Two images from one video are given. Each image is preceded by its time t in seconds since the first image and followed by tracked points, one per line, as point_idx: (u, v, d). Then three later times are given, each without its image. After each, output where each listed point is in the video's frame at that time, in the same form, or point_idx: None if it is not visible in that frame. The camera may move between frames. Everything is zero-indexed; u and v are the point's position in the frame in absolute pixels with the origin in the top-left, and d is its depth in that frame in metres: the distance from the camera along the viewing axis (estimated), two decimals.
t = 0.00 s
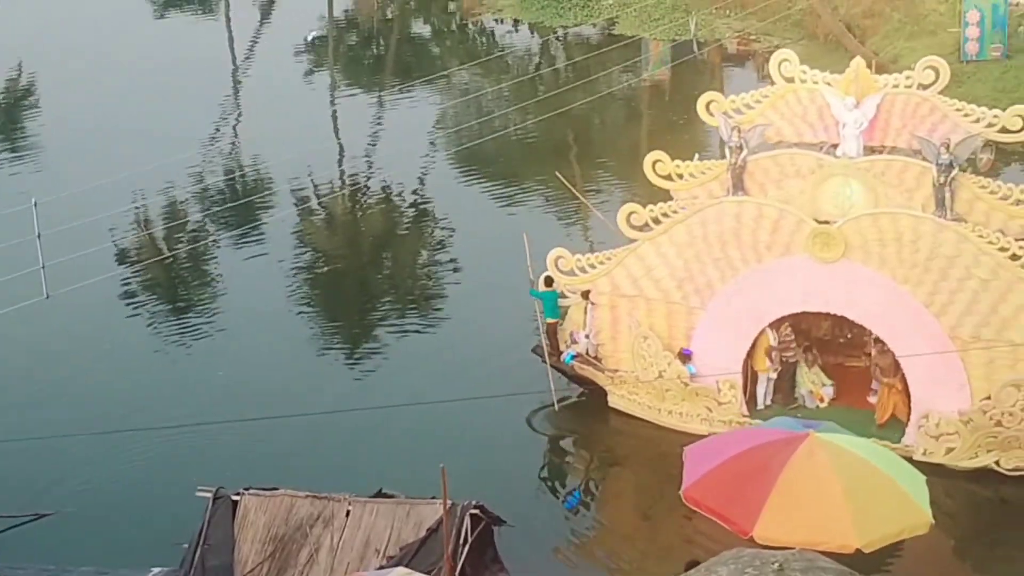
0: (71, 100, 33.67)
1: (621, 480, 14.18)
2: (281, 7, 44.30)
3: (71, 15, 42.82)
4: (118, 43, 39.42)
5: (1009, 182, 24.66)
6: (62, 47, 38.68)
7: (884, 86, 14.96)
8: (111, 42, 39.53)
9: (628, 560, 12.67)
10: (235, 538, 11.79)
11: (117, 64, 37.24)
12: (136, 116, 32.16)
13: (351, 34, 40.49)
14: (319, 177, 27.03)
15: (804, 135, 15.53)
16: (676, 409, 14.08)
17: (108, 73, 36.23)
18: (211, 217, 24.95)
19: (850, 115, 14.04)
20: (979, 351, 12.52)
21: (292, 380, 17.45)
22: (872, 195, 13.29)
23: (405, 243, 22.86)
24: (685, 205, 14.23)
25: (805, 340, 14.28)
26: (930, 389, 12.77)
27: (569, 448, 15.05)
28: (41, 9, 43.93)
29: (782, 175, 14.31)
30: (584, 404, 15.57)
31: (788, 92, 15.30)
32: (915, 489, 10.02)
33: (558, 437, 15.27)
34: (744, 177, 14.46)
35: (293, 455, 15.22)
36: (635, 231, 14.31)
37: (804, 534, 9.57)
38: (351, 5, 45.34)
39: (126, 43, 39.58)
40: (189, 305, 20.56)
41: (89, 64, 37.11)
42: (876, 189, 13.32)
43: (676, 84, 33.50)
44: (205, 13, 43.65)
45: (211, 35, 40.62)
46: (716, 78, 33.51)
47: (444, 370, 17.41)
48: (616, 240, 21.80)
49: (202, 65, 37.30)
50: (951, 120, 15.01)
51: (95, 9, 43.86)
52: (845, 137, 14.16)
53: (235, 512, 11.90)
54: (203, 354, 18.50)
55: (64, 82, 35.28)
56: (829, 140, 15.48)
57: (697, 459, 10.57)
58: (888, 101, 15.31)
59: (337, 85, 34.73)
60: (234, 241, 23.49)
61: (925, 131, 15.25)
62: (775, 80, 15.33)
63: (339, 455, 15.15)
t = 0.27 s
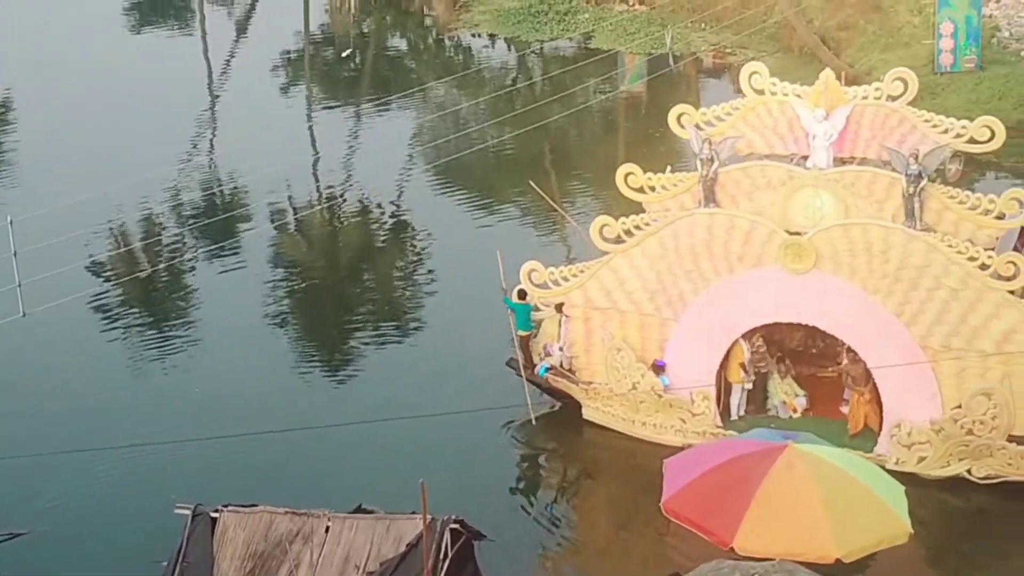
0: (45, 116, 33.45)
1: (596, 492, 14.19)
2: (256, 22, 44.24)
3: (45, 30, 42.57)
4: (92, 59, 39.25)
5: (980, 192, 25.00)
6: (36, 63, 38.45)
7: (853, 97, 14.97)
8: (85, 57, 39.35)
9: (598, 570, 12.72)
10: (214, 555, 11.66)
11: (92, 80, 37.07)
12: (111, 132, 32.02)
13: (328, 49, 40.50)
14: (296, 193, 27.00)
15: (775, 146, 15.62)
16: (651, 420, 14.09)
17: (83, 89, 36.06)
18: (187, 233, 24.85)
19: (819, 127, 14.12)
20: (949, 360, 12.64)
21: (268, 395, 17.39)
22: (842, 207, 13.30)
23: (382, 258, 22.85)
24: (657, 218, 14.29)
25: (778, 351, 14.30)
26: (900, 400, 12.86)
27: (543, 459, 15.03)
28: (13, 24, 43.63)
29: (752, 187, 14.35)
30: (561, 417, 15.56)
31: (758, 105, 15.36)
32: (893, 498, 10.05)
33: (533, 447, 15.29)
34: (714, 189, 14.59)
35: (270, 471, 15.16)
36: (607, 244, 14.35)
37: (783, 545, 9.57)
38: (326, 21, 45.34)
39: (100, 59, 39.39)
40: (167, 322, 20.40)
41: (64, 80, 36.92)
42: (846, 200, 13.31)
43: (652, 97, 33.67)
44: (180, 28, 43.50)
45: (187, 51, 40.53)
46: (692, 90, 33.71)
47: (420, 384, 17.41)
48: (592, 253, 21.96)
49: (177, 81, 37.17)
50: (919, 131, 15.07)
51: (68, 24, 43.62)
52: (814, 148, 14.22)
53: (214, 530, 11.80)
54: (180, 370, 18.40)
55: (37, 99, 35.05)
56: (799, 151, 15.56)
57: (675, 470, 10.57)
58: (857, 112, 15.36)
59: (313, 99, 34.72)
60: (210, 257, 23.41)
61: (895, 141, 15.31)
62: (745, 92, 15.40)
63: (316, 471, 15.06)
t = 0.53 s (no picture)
0: (31, 126, 33.32)
1: (584, 497, 14.30)
2: (242, 30, 44.15)
3: (30, 40, 42.41)
4: (79, 68, 39.12)
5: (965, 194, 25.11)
6: (22, 73, 38.32)
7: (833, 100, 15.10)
8: (71, 67, 39.24)
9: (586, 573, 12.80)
10: (204, 563, 11.64)
11: (79, 89, 37.00)
12: (98, 141, 31.96)
13: (315, 56, 40.45)
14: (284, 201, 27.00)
15: (757, 149, 15.66)
16: (636, 424, 14.20)
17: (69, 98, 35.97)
18: (175, 242, 24.83)
19: (801, 129, 14.18)
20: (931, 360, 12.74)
21: (257, 403, 17.39)
22: (823, 209, 13.41)
23: (370, 264, 22.86)
24: (640, 221, 14.23)
25: (762, 353, 14.46)
26: (883, 400, 13.03)
27: (528, 462, 15.12)
28: None
29: (735, 191, 14.48)
30: (546, 422, 15.59)
31: (739, 108, 15.45)
32: (882, 501, 10.04)
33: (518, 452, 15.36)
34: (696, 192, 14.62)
35: (260, 478, 15.16)
36: (590, 248, 14.28)
37: (774, 547, 9.55)
38: (313, 28, 45.28)
39: (85, 68, 39.29)
40: (154, 331, 20.36)
41: (50, 89, 36.81)
42: (827, 202, 13.42)
43: (639, 101, 33.72)
44: (165, 36, 43.38)
45: (174, 59, 40.45)
46: (679, 94, 33.76)
47: (407, 390, 17.44)
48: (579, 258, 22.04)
49: (163, 89, 37.07)
50: (900, 133, 15.21)
51: (53, 33, 43.48)
52: (796, 151, 14.28)
53: (204, 537, 11.79)
54: (169, 379, 18.38)
55: (22, 108, 34.92)
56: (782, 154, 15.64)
57: (666, 475, 10.55)
58: (838, 115, 15.46)
59: (300, 106, 34.70)
60: (198, 265, 23.39)
61: (876, 144, 15.41)
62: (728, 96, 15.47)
63: (305, 479, 15.05)
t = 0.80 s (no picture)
0: (21, 131, 33.27)
1: (572, 497, 14.34)
2: (233, 33, 44.08)
3: (20, 45, 42.32)
4: (69, 72, 39.05)
5: (955, 193, 25.13)
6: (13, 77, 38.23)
7: (820, 99, 15.09)
8: (62, 71, 39.15)
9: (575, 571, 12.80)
10: (198, 569, 11.60)
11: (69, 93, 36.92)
12: (89, 145, 31.90)
13: (305, 59, 40.41)
14: (275, 204, 26.98)
15: (744, 149, 15.63)
16: (624, 424, 14.22)
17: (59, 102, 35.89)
18: (166, 246, 24.81)
19: (787, 129, 14.27)
20: (918, 358, 12.78)
21: (248, 406, 17.39)
22: (809, 208, 13.45)
23: (363, 267, 22.86)
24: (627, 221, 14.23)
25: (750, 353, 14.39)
26: (871, 399, 13.04)
27: (516, 464, 15.11)
28: None
29: (722, 190, 14.50)
30: (535, 425, 15.64)
31: (726, 108, 15.47)
32: (877, 502, 10.04)
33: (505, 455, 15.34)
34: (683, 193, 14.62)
35: (252, 482, 15.15)
36: (578, 249, 14.32)
37: (769, 549, 9.55)
38: (303, 31, 45.24)
39: (77, 72, 39.22)
40: (146, 336, 20.32)
41: (40, 93, 36.73)
42: (814, 201, 13.45)
43: (630, 101, 33.74)
44: (155, 41, 43.30)
45: (165, 63, 40.39)
46: (670, 94, 33.77)
47: (397, 392, 17.45)
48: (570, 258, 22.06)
49: (153, 92, 36.99)
50: (886, 132, 15.21)
51: (43, 39, 43.40)
52: (782, 151, 14.38)
53: (198, 543, 11.75)
54: (162, 383, 18.35)
55: (12, 112, 34.84)
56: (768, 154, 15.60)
57: (659, 481, 10.56)
58: (825, 114, 15.47)
59: (291, 109, 34.68)
60: (189, 269, 23.38)
61: (862, 143, 15.40)
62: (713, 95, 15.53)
63: (297, 482, 15.05)
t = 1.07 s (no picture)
0: (17, 134, 33.33)
1: (560, 501, 14.27)
2: (227, 38, 44.14)
3: (15, 49, 42.31)
4: (63, 76, 39.04)
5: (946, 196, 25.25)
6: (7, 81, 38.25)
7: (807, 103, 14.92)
8: (55, 74, 39.16)
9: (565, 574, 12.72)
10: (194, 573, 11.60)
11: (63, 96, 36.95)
12: (84, 149, 31.96)
13: (300, 64, 40.52)
14: (270, 208, 27.05)
15: (731, 152, 15.75)
16: (613, 426, 14.36)
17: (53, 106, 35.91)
18: (161, 249, 24.86)
19: (773, 132, 14.53)
20: (904, 360, 12.94)
21: (243, 409, 17.45)
22: (796, 211, 13.67)
23: (358, 270, 22.94)
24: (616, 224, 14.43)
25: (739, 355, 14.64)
26: (859, 400, 13.17)
27: (508, 464, 15.18)
28: None
29: (709, 194, 14.62)
30: (524, 425, 15.73)
31: (713, 112, 15.43)
32: (871, 503, 10.09)
33: (499, 453, 15.45)
34: (671, 195, 14.73)
35: (248, 484, 15.22)
36: (567, 251, 14.49)
37: (763, 551, 9.62)
38: (297, 36, 45.39)
39: (71, 76, 39.23)
40: (141, 339, 20.38)
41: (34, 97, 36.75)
42: (801, 203, 13.69)
43: (623, 105, 33.86)
44: (150, 46, 43.31)
45: (159, 67, 40.45)
46: (664, 97, 33.90)
47: (390, 395, 17.54)
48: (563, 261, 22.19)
49: (148, 96, 37.11)
50: (873, 135, 15.22)
51: (38, 44, 43.42)
52: (769, 154, 14.66)
53: (194, 545, 11.74)
54: (158, 387, 18.41)
55: (8, 116, 34.88)
56: (755, 157, 15.62)
57: (653, 481, 10.60)
58: (812, 118, 15.64)
59: (286, 113, 34.78)
60: (184, 273, 23.44)
61: (848, 145, 15.56)
62: (701, 98, 15.50)
63: (292, 484, 15.12)
